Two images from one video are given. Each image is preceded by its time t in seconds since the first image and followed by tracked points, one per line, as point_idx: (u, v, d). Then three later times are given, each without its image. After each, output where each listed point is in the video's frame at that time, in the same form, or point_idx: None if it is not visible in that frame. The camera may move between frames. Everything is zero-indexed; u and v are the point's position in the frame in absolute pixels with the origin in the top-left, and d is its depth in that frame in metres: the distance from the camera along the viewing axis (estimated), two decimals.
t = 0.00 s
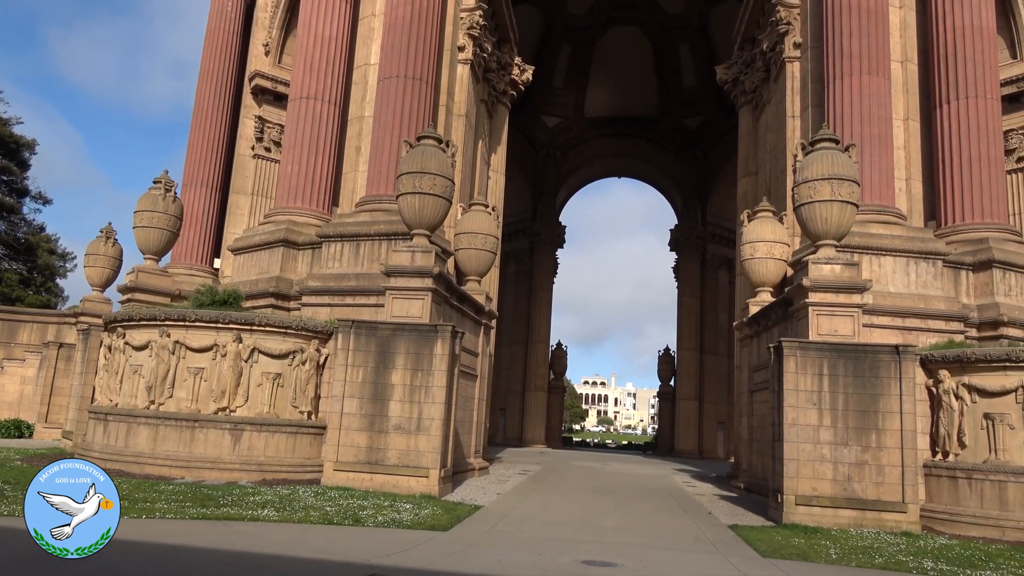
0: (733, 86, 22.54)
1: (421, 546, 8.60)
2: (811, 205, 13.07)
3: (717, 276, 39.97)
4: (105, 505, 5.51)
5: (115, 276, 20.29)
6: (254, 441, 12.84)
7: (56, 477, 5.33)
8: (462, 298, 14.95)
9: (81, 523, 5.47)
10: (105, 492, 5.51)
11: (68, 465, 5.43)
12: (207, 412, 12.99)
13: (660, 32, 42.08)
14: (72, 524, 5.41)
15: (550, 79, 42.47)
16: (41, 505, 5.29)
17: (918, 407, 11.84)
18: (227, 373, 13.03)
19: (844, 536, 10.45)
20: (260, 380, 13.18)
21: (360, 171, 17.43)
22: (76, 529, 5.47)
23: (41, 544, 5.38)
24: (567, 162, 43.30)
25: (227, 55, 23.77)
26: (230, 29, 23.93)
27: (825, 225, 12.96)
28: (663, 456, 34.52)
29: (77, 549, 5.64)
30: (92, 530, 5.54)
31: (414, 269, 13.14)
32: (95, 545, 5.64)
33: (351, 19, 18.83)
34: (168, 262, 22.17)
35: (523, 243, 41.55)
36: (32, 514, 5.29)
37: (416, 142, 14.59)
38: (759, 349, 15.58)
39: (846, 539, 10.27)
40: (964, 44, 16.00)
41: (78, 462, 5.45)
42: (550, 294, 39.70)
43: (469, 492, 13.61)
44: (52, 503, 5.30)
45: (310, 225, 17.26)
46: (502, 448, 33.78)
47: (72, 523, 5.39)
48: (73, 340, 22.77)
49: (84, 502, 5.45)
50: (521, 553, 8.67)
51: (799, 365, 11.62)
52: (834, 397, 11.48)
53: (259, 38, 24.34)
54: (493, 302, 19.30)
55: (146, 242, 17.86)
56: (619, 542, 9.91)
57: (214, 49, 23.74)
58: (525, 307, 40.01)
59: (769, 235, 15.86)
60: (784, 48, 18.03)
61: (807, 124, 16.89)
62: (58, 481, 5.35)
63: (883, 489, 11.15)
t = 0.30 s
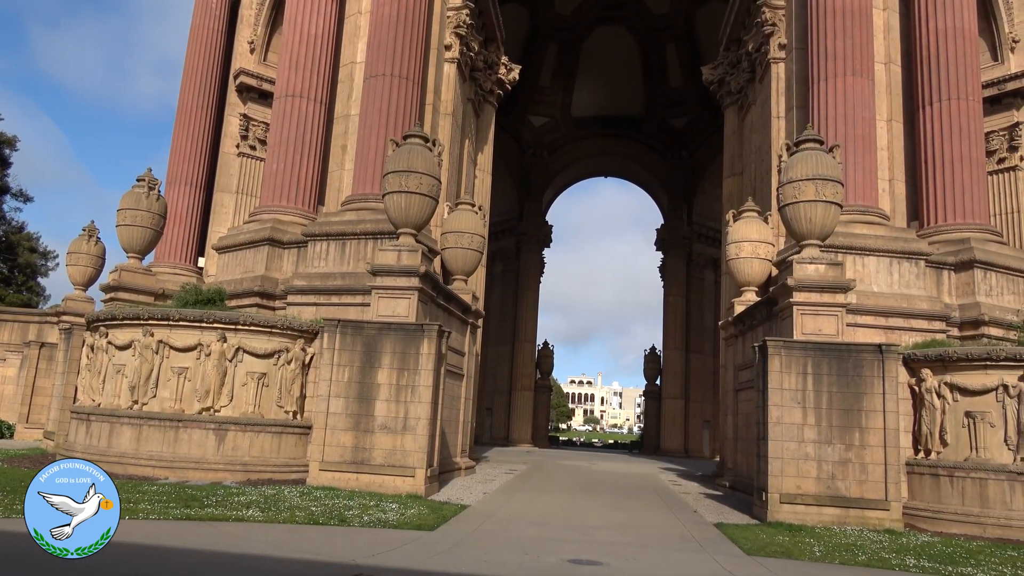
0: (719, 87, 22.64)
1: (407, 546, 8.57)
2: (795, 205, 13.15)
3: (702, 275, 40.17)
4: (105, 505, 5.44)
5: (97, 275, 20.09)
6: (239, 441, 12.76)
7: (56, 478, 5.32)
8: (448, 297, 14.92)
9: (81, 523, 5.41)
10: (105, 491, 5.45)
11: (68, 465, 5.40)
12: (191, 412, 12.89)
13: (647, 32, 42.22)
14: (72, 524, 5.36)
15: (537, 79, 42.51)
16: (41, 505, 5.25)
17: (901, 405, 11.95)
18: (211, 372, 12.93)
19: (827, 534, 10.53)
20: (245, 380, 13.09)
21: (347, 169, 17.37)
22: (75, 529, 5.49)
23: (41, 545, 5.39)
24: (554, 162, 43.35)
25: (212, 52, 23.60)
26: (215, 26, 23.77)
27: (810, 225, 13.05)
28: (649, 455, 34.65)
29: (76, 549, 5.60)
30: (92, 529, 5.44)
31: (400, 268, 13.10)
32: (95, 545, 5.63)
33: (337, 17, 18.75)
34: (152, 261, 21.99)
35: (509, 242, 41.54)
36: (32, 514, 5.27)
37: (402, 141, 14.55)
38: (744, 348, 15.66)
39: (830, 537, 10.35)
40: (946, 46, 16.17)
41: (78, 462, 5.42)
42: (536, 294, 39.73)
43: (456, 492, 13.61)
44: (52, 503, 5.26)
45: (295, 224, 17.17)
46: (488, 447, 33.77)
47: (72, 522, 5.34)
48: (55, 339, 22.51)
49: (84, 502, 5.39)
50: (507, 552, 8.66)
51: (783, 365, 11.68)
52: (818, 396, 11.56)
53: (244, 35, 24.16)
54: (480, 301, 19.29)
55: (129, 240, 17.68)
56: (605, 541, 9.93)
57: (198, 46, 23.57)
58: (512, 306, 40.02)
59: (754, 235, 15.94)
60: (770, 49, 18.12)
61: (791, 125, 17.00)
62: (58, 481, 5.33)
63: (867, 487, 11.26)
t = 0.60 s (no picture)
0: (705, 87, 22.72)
1: (392, 545, 8.56)
2: (780, 205, 13.23)
3: (688, 275, 40.35)
4: (105, 505, 5.42)
5: (80, 273, 19.89)
6: (224, 440, 12.68)
7: (56, 477, 5.29)
8: (435, 296, 14.88)
9: (81, 523, 5.40)
10: (105, 491, 5.44)
11: (68, 464, 5.37)
12: (175, 411, 12.79)
13: (633, 32, 42.32)
14: (71, 524, 5.35)
15: (524, 78, 42.52)
16: (41, 505, 5.24)
17: (884, 404, 12.05)
18: (195, 372, 12.83)
19: (811, 532, 10.61)
20: (230, 380, 13.01)
21: (333, 168, 17.31)
22: (75, 529, 5.45)
23: (41, 545, 5.35)
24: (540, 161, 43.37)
25: (196, 49, 23.45)
26: (199, 23, 23.59)
27: (794, 225, 13.14)
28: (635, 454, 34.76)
29: (76, 549, 5.56)
30: (92, 530, 5.42)
31: (387, 267, 13.06)
32: (95, 545, 5.59)
33: (323, 15, 18.67)
34: (135, 260, 21.82)
35: (496, 241, 41.52)
36: (32, 514, 5.27)
37: (389, 140, 14.51)
38: (729, 347, 15.75)
39: (814, 535, 10.43)
40: (929, 48, 16.32)
41: (78, 462, 5.40)
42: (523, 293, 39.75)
43: (442, 491, 13.59)
44: (52, 503, 5.26)
45: (280, 223, 17.07)
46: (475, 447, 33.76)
47: (72, 522, 5.33)
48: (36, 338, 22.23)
49: (84, 502, 5.37)
50: (493, 552, 8.66)
51: (768, 364, 11.75)
52: (802, 395, 11.64)
53: (229, 33, 23.98)
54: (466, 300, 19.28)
55: (113, 239, 17.51)
56: (592, 540, 9.95)
57: (182, 43, 23.40)
58: (499, 305, 40.04)
59: (739, 234, 16.04)
60: (755, 50, 18.21)
61: (776, 126, 17.11)
62: (58, 480, 5.30)
63: (850, 485, 11.35)
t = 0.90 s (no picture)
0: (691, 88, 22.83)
1: (378, 545, 8.54)
2: (766, 206, 13.30)
3: (675, 275, 40.52)
4: (105, 505, 5.43)
5: (62, 271, 19.69)
6: (208, 440, 12.61)
7: (56, 477, 5.29)
8: (421, 295, 14.86)
9: (81, 523, 5.41)
10: (105, 492, 5.43)
11: (68, 464, 5.37)
12: (158, 410, 12.70)
13: (621, 32, 42.41)
14: (71, 524, 5.36)
15: (512, 78, 42.53)
16: (41, 505, 5.27)
17: (867, 404, 12.16)
18: (179, 370, 12.73)
19: (795, 531, 10.68)
20: (214, 379, 12.93)
21: (319, 166, 17.30)
22: (75, 528, 5.42)
23: (41, 544, 5.34)
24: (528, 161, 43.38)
25: (182, 46, 23.29)
26: (185, 20, 23.43)
27: (779, 226, 13.23)
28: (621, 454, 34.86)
29: (77, 549, 5.53)
30: (92, 530, 5.44)
31: (373, 266, 13.03)
32: (96, 545, 5.55)
33: (310, 12, 18.61)
34: (118, 258, 21.67)
35: (483, 241, 41.50)
36: (32, 514, 5.28)
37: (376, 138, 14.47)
38: (715, 347, 15.83)
39: (797, 534, 10.50)
40: (913, 52, 16.48)
41: (78, 462, 5.40)
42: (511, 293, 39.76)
43: (428, 491, 13.58)
44: (52, 503, 5.27)
45: (266, 221, 16.98)
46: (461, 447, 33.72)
47: (72, 523, 5.35)
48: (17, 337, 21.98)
49: (84, 502, 5.38)
50: (479, 551, 8.65)
51: (753, 364, 11.82)
52: (786, 395, 11.72)
53: (215, 29, 23.80)
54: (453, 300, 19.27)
55: (96, 236, 17.35)
56: (578, 539, 9.97)
57: (167, 39, 23.23)
58: (486, 305, 40.04)
59: (725, 235, 16.13)
60: (741, 52, 18.30)
61: (762, 127, 17.21)
62: (58, 481, 5.30)
63: (833, 484, 11.44)
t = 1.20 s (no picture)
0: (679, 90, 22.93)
1: (363, 545, 8.50)
2: (752, 207, 13.37)
3: (661, 276, 40.67)
4: (105, 505, 5.42)
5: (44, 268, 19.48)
6: (191, 439, 12.53)
7: (57, 477, 5.27)
8: (407, 294, 14.82)
9: (81, 523, 5.40)
10: (105, 492, 5.43)
11: (67, 464, 5.36)
12: (141, 409, 12.59)
13: (609, 32, 42.44)
14: (71, 524, 5.34)
15: (500, 77, 42.49)
16: (41, 505, 5.26)
17: (850, 405, 12.26)
18: (162, 369, 12.64)
19: (778, 531, 10.75)
20: (198, 377, 12.83)
21: (305, 163, 17.42)
22: (75, 529, 5.43)
23: (41, 544, 5.36)
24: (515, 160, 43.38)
25: (166, 42, 23.11)
26: (170, 15, 23.26)
27: (764, 228, 13.29)
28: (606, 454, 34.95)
29: (76, 548, 5.57)
30: (92, 529, 5.44)
31: (359, 265, 12.97)
32: (94, 545, 5.62)
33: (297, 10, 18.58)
34: (101, 254, 21.53)
35: (470, 240, 41.45)
36: (33, 514, 5.28)
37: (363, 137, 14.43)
38: (700, 348, 15.90)
39: (780, 534, 10.57)
40: (898, 56, 16.61)
41: (78, 461, 5.38)
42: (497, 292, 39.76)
43: (413, 490, 13.55)
44: (52, 504, 5.26)
45: (251, 219, 16.89)
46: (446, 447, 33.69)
47: (71, 523, 5.33)
48: None
49: (84, 502, 5.37)
50: (464, 551, 8.64)
51: (738, 364, 11.87)
52: (771, 395, 11.79)
53: (200, 25, 23.60)
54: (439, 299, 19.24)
55: (79, 232, 17.19)
56: (562, 539, 9.99)
57: (152, 35, 23.06)
58: (472, 304, 40.01)
59: (711, 236, 16.21)
60: (728, 54, 18.38)
61: (748, 129, 17.31)
62: (58, 480, 5.29)
63: (816, 484, 11.53)
